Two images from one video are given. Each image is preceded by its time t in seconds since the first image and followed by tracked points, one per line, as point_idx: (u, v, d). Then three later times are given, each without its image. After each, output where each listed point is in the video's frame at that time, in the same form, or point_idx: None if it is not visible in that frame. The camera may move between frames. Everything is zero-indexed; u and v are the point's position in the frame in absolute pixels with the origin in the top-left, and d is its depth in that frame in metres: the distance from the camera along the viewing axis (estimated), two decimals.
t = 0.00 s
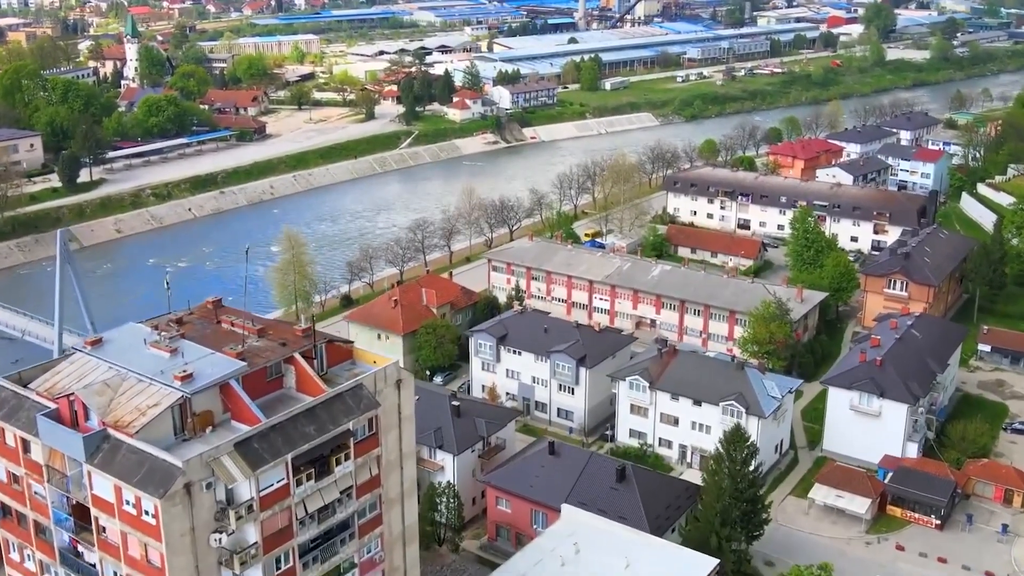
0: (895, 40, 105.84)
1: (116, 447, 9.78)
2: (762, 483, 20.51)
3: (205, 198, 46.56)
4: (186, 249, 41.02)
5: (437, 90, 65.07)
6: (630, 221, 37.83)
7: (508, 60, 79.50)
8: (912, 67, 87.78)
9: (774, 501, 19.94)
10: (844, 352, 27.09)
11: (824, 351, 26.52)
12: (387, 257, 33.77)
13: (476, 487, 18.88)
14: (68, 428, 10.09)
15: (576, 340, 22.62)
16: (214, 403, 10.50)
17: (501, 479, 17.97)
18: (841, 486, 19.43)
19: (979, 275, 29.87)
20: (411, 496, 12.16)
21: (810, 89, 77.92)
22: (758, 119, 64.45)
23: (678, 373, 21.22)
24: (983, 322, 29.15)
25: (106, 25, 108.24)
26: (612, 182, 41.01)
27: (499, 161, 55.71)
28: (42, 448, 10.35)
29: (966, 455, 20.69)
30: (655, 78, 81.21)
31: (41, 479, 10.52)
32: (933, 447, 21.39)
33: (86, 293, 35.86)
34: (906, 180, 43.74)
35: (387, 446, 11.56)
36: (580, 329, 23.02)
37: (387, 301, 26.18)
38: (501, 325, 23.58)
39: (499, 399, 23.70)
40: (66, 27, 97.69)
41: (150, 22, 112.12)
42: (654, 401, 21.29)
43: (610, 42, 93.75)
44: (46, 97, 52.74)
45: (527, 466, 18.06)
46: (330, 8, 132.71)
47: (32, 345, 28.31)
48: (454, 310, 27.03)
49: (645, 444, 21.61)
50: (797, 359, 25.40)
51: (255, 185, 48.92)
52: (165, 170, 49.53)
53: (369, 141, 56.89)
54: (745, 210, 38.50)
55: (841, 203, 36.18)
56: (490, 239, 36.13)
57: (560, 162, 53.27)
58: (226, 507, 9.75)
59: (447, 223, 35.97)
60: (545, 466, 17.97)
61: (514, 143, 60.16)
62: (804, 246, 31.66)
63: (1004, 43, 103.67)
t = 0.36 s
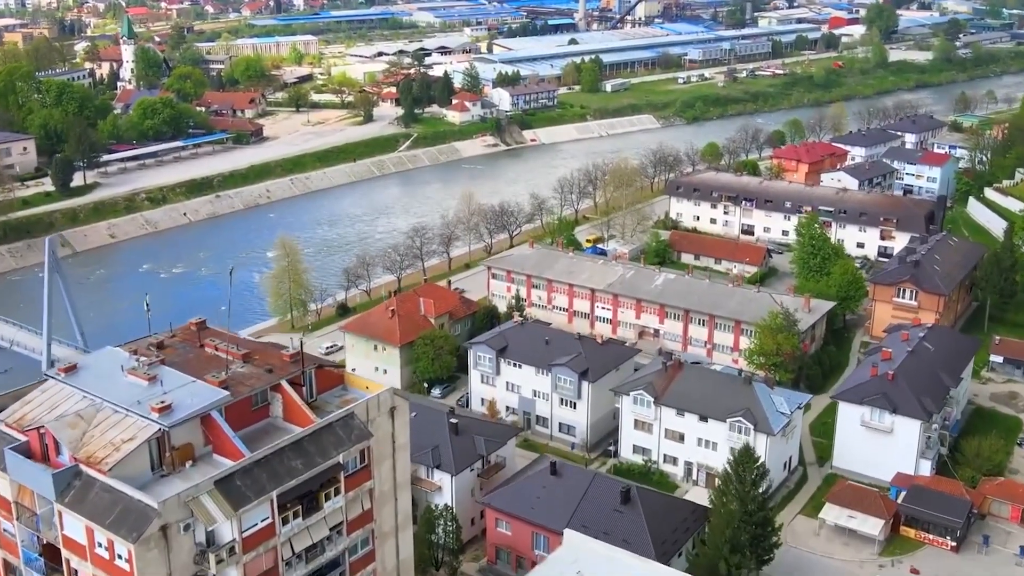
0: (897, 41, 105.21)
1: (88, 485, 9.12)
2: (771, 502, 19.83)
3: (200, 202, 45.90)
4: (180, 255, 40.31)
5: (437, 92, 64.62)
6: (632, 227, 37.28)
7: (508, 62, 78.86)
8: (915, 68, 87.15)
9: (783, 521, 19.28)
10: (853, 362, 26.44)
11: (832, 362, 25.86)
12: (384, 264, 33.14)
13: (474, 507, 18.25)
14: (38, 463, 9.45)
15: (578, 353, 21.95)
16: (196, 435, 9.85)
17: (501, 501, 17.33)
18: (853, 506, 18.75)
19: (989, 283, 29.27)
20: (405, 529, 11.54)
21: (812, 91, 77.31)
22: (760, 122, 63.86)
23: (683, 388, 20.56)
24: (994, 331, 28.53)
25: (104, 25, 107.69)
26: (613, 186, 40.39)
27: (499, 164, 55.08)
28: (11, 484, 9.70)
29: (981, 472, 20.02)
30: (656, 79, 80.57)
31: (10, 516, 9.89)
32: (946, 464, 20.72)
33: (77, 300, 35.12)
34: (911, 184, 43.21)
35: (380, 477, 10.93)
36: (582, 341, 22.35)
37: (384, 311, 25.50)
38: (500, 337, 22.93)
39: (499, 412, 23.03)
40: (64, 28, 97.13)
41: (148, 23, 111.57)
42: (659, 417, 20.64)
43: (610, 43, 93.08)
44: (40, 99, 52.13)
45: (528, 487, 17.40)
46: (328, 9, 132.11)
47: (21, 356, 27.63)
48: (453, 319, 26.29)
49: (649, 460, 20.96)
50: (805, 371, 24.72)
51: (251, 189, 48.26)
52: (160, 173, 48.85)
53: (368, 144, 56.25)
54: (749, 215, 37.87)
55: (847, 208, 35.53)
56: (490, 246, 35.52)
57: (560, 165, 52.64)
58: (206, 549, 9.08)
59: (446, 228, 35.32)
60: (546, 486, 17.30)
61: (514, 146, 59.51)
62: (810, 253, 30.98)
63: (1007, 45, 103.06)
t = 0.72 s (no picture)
0: (899, 41, 104.51)
1: (55, 527, 8.68)
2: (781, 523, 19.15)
3: (196, 206, 45.24)
4: (175, 260, 39.65)
5: (435, 94, 63.99)
6: (634, 232, 36.37)
7: (508, 63, 78.18)
8: (918, 69, 86.45)
9: (793, 542, 18.62)
10: (862, 374, 25.79)
11: (841, 373, 25.18)
12: (381, 271, 32.51)
13: (473, 529, 17.63)
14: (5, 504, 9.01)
15: (580, 367, 21.26)
16: (173, 471, 9.33)
17: (501, 525, 16.70)
18: (866, 528, 18.07)
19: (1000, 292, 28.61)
20: (397, 567, 11.18)
21: (814, 93, 76.63)
22: (762, 124, 63.19)
23: (689, 404, 19.90)
24: (1006, 340, 27.89)
25: (101, 26, 107.11)
26: (615, 191, 39.74)
27: (499, 167, 54.44)
28: None
29: (997, 490, 19.27)
30: (657, 81, 79.90)
31: None
32: (961, 482, 20.05)
33: (68, 306, 34.46)
34: (917, 188, 42.57)
35: (372, 514, 10.62)
36: (584, 354, 21.66)
37: (380, 321, 24.82)
38: (500, 350, 22.27)
39: (499, 427, 22.39)
40: (60, 29, 96.41)
41: (146, 24, 110.86)
42: (663, 434, 19.98)
43: (611, 44, 92.36)
44: (34, 102, 51.47)
45: (529, 509, 16.75)
46: (327, 9, 131.35)
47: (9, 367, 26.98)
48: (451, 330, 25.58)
49: (654, 478, 20.28)
50: (814, 383, 24.02)
51: (247, 193, 47.59)
52: (155, 177, 48.19)
53: (366, 146, 55.58)
54: (753, 220, 37.18)
55: (853, 214, 34.85)
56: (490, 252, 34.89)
57: (561, 169, 51.98)
58: None
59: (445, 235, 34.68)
60: (548, 509, 16.62)
61: (514, 149, 58.81)
62: (817, 260, 30.28)
63: (1010, 46, 102.34)
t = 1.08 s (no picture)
0: (901, 42, 103.84)
1: None
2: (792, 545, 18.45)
3: (191, 211, 44.55)
4: (169, 266, 39.02)
5: (434, 96, 63.27)
6: (637, 239, 35.59)
7: (508, 64, 77.48)
8: (921, 71, 85.77)
9: (804, 566, 17.92)
10: (871, 386, 25.11)
11: (850, 386, 24.49)
12: (379, 279, 31.90)
13: (471, 553, 16.99)
14: None
15: (582, 381, 20.59)
16: (147, 516, 9.05)
17: (500, 550, 16.06)
18: (879, 552, 17.26)
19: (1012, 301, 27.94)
20: None
21: (817, 95, 75.99)
22: (765, 126, 62.54)
23: (695, 421, 19.20)
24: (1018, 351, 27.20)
25: (98, 27, 106.34)
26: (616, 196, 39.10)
27: (498, 170, 53.78)
28: None
29: (1015, 512, 18.50)
30: (659, 82, 79.27)
31: None
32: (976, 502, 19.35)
33: (60, 316, 33.86)
34: (924, 193, 41.91)
35: (364, 555, 10.34)
36: (586, 368, 20.98)
37: (377, 332, 24.17)
38: (500, 363, 21.60)
39: (498, 442, 21.73)
40: (56, 30, 95.65)
41: (143, 25, 110.13)
42: (669, 452, 19.28)
43: (612, 45, 91.68)
44: (27, 104, 50.80)
45: (530, 533, 16.07)
46: (326, 9, 130.54)
47: None
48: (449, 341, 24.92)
49: (659, 497, 19.59)
50: (823, 397, 23.33)
51: (244, 197, 46.89)
52: (150, 181, 47.51)
53: (365, 149, 54.89)
54: (757, 226, 36.51)
55: (860, 219, 34.16)
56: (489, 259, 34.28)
57: (561, 172, 51.33)
58: None
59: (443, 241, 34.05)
60: (549, 533, 15.93)
61: (514, 152, 58.12)
62: (824, 268, 29.55)
63: (1013, 47, 101.70)
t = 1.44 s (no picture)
0: (904, 43, 103.21)
1: None
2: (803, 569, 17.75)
3: (186, 215, 43.88)
4: (163, 272, 38.34)
5: (433, 98, 62.60)
6: (640, 245, 34.86)
7: (508, 65, 76.84)
8: (924, 72, 85.14)
9: None
10: (882, 400, 24.41)
11: (860, 400, 23.77)
12: (376, 287, 31.24)
13: None
14: None
15: (584, 398, 19.92)
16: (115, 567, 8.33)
17: None
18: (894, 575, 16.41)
19: None
20: None
21: (819, 97, 75.35)
22: (767, 129, 61.89)
23: (702, 440, 18.50)
24: None
25: (96, 28, 105.76)
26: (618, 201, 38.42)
27: (498, 174, 53.10)
28: None
29: None
30: (660, 84, 78.62)
31: None
32: (993, 524, 18.67)
33: (52, 325, 33.26)
34: (931, 198, 41.24)
35: None
36: (588, 383, 20.31)
37: (372, 345, 23.47)
38: (499, 378, 20.93)
39: (497, 460, 21.08)
40: (53, 31, 95.07)
41: (141, 26, 109.51)
42: (674, 472, 18.59)
43: (613, 46, 91.05)
44: (20, 107, 50.16)
45: (531, 561, 15.38)
46: (325, 10, 129.91)
47: None
48: (447, 353, 24.21)
49: (664, 518, 18.90)
50: (833, 412, 22.61)
51: (239, 201, 46.21)
52: (145, 185, 46.85)
53: (363, 152, 54.20)
54: (762, 232, 35.80)
55: (866, 226, 33.47)
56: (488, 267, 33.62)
57: (562, 176, 50.68)
58: None
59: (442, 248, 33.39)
60: (551, 561, 15.23)
61: (514, 154, 57.43)
62: (832, 277, 28.82)
63: (1016, 48, 101.06)
